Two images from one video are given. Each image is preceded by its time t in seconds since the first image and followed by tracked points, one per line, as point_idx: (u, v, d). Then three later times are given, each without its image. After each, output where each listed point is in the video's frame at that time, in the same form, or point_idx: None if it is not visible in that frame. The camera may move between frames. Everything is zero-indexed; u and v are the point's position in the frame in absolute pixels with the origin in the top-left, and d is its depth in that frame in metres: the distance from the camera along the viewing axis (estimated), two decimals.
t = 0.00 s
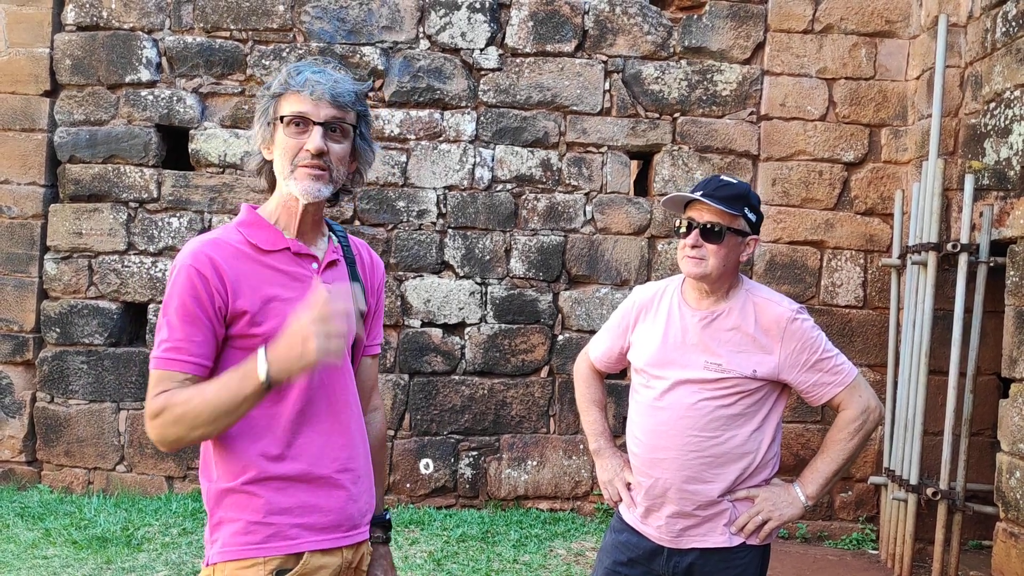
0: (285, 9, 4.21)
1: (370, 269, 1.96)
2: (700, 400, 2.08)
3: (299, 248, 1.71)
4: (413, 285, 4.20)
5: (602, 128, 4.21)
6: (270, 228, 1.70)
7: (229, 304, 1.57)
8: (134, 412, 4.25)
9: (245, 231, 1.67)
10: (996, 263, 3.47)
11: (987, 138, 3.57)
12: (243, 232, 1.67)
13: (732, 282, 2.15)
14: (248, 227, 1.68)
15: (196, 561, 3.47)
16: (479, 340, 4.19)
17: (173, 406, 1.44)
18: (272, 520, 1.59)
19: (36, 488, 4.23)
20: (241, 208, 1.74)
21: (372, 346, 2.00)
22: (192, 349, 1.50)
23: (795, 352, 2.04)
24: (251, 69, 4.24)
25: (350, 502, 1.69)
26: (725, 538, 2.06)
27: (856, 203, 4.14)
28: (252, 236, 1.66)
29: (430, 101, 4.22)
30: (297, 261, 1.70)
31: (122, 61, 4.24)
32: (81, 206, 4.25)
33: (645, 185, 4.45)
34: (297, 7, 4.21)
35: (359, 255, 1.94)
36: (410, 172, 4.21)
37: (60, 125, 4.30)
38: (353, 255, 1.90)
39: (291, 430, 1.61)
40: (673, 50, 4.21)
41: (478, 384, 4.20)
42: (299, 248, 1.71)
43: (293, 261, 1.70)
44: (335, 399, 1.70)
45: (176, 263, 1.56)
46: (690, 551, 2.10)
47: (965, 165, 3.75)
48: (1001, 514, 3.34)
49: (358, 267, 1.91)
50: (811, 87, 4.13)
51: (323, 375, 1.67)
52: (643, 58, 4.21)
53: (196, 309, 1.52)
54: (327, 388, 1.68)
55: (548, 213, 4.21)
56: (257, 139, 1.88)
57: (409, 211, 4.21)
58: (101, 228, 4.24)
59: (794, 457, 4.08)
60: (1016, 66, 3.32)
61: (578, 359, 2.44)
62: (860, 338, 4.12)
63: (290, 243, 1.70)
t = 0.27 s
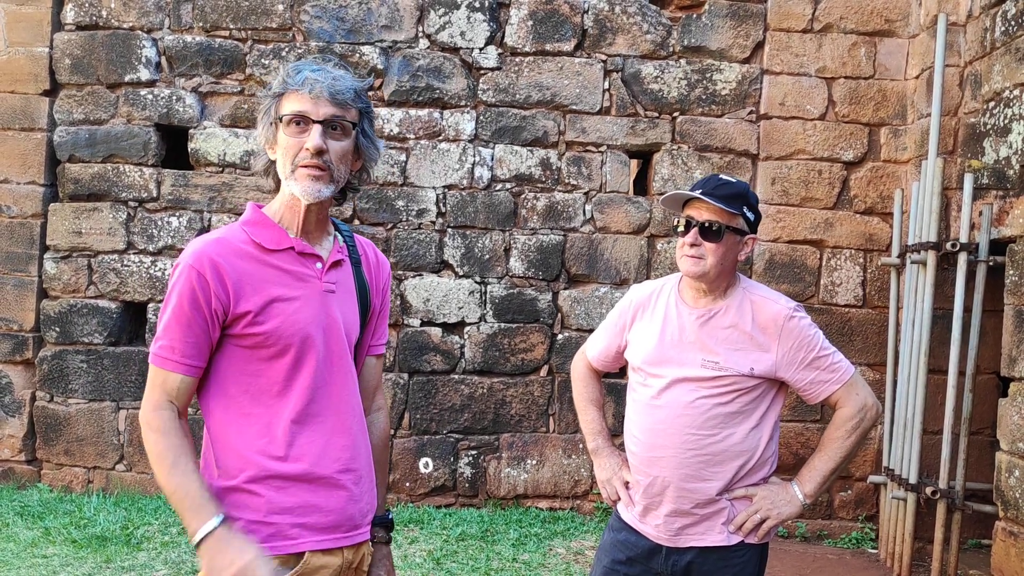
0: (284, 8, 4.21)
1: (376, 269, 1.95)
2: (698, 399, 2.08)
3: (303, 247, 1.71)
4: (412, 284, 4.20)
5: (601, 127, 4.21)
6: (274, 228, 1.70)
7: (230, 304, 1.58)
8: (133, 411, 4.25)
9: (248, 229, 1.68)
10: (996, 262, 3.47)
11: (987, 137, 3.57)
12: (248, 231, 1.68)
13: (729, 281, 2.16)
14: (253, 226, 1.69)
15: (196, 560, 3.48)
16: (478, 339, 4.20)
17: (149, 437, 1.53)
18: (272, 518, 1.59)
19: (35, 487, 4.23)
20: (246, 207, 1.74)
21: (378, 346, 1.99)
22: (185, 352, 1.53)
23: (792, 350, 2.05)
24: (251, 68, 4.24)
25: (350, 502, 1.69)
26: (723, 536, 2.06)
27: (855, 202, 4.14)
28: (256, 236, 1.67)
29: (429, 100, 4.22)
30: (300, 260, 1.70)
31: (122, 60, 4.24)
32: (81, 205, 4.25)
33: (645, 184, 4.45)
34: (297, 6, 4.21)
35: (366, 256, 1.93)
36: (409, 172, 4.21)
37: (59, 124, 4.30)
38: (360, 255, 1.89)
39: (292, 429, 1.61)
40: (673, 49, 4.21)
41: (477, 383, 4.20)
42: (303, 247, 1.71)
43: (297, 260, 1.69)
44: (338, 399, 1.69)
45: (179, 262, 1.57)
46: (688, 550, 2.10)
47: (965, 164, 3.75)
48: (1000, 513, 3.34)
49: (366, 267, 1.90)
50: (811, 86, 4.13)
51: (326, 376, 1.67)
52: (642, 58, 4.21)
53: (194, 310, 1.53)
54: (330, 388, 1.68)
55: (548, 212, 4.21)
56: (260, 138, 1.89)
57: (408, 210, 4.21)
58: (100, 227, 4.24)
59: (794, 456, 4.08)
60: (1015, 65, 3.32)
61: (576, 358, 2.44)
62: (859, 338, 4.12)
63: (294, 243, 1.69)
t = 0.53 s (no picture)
0: (284, 7, 4.20)
1: (381, 268, 1.95)
2: (697, 398, 2.07)
3: (309, 247, 1.70)
4: (412, 284, 4.20)
5: (602, 127, 4.21)
6: (280, 227, 1.70)
7: (236, 304, 1.58)
8: (133, 410, 4.24)
9: (255, 228, 1.68)
10: (996, 261, 3.47)
11: (987, 136, 3.57)
12: (254, 230, 1.67)
13: (727, 280, 2.15)
14: (259, 225, 1.69)
15: (196, 560, 3.47)
16: (478, 339, 4.19)
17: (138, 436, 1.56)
18: (273, 517, 1.59)
19: (35, 487, 4.22)
20: (254, 205, 1.74)
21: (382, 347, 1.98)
22: (189, 351, 1.54)
23: (791, 348, 2.04)
24: (250, 67, 4.24)
25: (352, 502, 1.68)
26: (723, 536, 2.06)
27: (855, 202, 4.14)
28: (263, 235, 1.67)
29: (429, 99, 4.22)
30: (307, 260, 1.70)
31: (121, 60, 4.24)
32: (81, 204, 4.25)
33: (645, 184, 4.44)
34: (297, 5, 4.21)
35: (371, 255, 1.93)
36: (409, 171, 4.20)
37: (59, 124, 4.30)
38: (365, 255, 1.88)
39: (295, 429, 1.61)
40: (673, 49, 4.20)
41: (477, 383, 4.20)
42: (310, 247, 1.70)
43: (303, 260, 1.69)
44: (342, 400, 1.68)
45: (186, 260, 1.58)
46: (688, 550, 2.09)
47: (965, 164, 3.74)
48: (1000, 513, 3.34)
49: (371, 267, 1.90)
50: (811, 86, 4.12)
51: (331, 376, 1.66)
52: (642, 57, 4.20)
53: (198, 309, 1.54)
54: (334, 389, 1.67)
55: (548, 211, 4.20)
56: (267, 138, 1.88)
57: (408, 209, 4.21)
58: (100, 227, 4.24)
59: (794, 455, 4.07)
60: (1016, 64, 3.32)
61: (575, 358, 2.44)
62: (859, 337, 4.12)
63: (300, 243, 1.69)
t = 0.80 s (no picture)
0: (283, 7, 4.20)
1: (382, 269, 1.94)
2: (695, 398, 2.07)
3: (309, 248, 1.70)
4: (412, 283, 4.20)
5: (601, 126, 4.21)
6: (280, 227, 1.69)
7: (235, 304, 1.58)
8: (133, 410, 4.24)
9: (255, 228, 1.67)
10: (996, 261, 3.46)
11: (987, 136, 3.56)
12: (254, 230, 1.67)
13: (725, 280, 2.15)
14: (258, 224, 1.68)
15: (195, 560, 3.47)
16: (477, 338, 4.19)
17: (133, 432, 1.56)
18: (269, 518, 1.58)
19: (34, 487, 4.22)
20: (255, 204, 1.74)
21: (382, 348, 1.98)
22: (186, 350, 1.55)
23: (789, 348, 2.04)
24: (250, 66, 4.24)
25: (347, 503, 1.68)
26: (722, 536, 2.06)
27: (855, 201, 4.13)
28: (264, 235, 1.67)
29: (429, 99, 4.22)
30: (307, 261, 1.69)
31: (121, 59, 4.24)
32: (80, 203, 4.24)
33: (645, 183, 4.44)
34: (296, 4, 4.20)
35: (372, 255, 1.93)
36: (409, 170, 4.20)
37: (58, 123, 4.30)
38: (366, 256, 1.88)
39: (291, 429, 1.61)
40: (673, 48, 4.20)
41: (477, 382, 4.20)
42: (310, 247, 1.70)
43: (303, 261, 1.69)
44: (339, 402, 1.68)
45: (185, 258, 1.58)
46: (687, 550, 2.09)
47: (965, 163, 3.74)
48: (1000, 512, 3.34)
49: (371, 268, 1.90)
50: (811, 85, 4.12)
51: (328, 378, 1.66)
52: (642, 56, 4.20)
53: (197, 308, 1.54)
54: (331, 390, 1.67)
55: (548, 211, 4.20)
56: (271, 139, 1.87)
57: (408, 209, 4.21)
58: (99, 226, 4.23)
59: (794, 455, 4.07)
60: (1016, 63, 3.32)
61: (574, 358, 2.44)
62: (859, 337, 4.11)
63: (301, 244, 1.69)
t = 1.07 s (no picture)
0: (283, 7, 4.20)
1: (373, 267, 1.93)
2: (693, 399, 2.07)
3: (311, 247, 1.70)
4: (411, 283, 4.20)
5: (601, 126, 4.21)
6: (280, 226, 1.69)
7: (242, 305, 1.57)
8: (133, 410, 4.24)
9: (257, 229, 1.66)
10: (996, 261, 3.46)
11: (987, 136, 3.56)
12: (256, 230, 1.66)
13: (723, 279, 2.15)
14: (259, 225, 1.68)
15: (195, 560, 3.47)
16: (477, 338, 4.19)
17: (151, 443, 1.53)
18: (277, 519, 1.59)
19: (34, 487, 4.22)
20: (251, 205, 1.72)
21: (373, 344, 1.99)
22: (195, 353, 1.52)
23: (787, 348, 2.04)
24: (250, 66, 4.24)
25: (352, 501, 1.69)
26: (721, 536, 2.06)
27: (855, 201, 4.13)
28: (265, 234, 1.66)
29: (429, 99, 4.22)
30: (309, 260, 1.70)
31: (120, 59, 4.24)
32: (80, 203, 4.24)
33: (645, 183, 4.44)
34: (296, 5, 4.21)
35: (365, 255, 1.93)
36: (409, 170, 4.20)
37: (58, 123, 4.30)
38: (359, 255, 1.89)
39: (298, 429, 1.61)
40: (673, 48, 4.20)
41: (477, 382, 4.20)
42: (312, 247, 1.70)
43: (306, 260, 1.69)
44: (342, 400, 1.70)
45: (189, 259, 1.56)
46: (686, 550, 2.09)
47: (965, 163, 3.74)
48: (1000, 513, 3.34)
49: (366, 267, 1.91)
50: (810, 85, 4.12)
51: (331, 376, 1.67)
52: (642, 56, 4.20)
53: (207, 310, 1.52)
54: (334, 388, 1.68)
55: (547, 211, 4.20)
56: (271, 138, 1.80)
57: (408, 209, 4.21)
58: (99, 226, 4.24)
59: (793, 455, 4.07)
60: (1016, 63, 3.32)
61: (572, 359, 2.44)
62: (859, 337, 4.12)
63: (303, 243, 1.69)
